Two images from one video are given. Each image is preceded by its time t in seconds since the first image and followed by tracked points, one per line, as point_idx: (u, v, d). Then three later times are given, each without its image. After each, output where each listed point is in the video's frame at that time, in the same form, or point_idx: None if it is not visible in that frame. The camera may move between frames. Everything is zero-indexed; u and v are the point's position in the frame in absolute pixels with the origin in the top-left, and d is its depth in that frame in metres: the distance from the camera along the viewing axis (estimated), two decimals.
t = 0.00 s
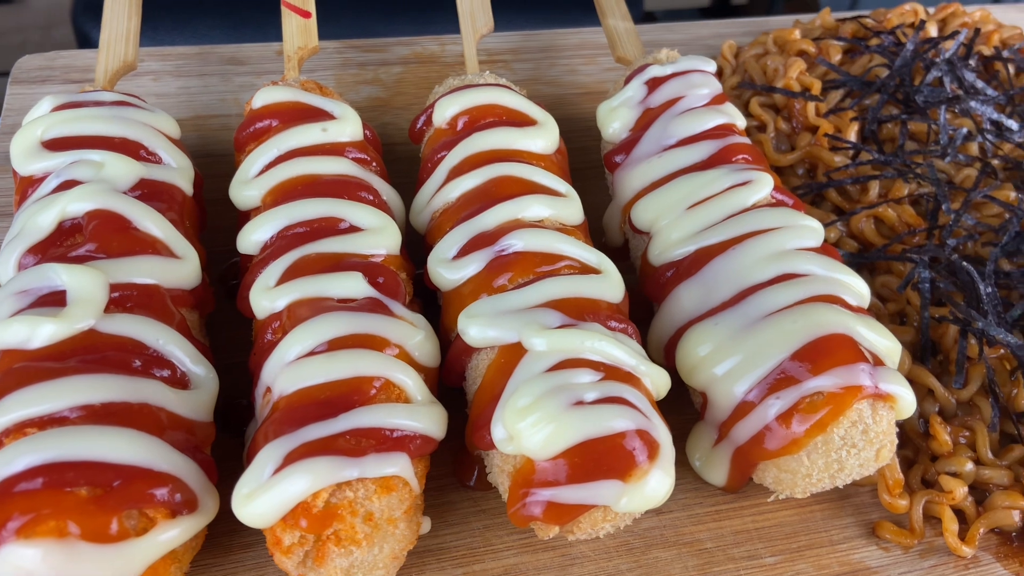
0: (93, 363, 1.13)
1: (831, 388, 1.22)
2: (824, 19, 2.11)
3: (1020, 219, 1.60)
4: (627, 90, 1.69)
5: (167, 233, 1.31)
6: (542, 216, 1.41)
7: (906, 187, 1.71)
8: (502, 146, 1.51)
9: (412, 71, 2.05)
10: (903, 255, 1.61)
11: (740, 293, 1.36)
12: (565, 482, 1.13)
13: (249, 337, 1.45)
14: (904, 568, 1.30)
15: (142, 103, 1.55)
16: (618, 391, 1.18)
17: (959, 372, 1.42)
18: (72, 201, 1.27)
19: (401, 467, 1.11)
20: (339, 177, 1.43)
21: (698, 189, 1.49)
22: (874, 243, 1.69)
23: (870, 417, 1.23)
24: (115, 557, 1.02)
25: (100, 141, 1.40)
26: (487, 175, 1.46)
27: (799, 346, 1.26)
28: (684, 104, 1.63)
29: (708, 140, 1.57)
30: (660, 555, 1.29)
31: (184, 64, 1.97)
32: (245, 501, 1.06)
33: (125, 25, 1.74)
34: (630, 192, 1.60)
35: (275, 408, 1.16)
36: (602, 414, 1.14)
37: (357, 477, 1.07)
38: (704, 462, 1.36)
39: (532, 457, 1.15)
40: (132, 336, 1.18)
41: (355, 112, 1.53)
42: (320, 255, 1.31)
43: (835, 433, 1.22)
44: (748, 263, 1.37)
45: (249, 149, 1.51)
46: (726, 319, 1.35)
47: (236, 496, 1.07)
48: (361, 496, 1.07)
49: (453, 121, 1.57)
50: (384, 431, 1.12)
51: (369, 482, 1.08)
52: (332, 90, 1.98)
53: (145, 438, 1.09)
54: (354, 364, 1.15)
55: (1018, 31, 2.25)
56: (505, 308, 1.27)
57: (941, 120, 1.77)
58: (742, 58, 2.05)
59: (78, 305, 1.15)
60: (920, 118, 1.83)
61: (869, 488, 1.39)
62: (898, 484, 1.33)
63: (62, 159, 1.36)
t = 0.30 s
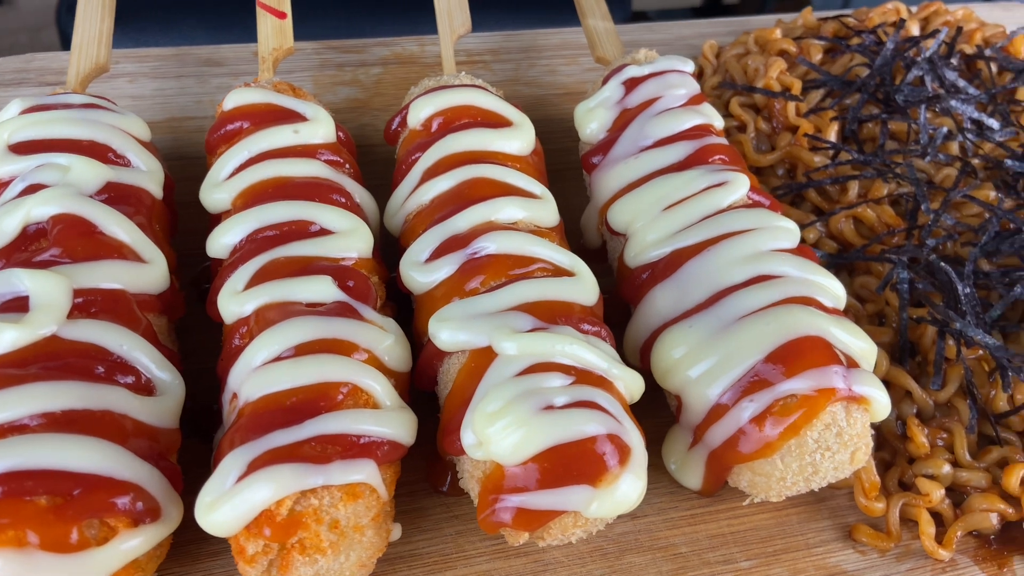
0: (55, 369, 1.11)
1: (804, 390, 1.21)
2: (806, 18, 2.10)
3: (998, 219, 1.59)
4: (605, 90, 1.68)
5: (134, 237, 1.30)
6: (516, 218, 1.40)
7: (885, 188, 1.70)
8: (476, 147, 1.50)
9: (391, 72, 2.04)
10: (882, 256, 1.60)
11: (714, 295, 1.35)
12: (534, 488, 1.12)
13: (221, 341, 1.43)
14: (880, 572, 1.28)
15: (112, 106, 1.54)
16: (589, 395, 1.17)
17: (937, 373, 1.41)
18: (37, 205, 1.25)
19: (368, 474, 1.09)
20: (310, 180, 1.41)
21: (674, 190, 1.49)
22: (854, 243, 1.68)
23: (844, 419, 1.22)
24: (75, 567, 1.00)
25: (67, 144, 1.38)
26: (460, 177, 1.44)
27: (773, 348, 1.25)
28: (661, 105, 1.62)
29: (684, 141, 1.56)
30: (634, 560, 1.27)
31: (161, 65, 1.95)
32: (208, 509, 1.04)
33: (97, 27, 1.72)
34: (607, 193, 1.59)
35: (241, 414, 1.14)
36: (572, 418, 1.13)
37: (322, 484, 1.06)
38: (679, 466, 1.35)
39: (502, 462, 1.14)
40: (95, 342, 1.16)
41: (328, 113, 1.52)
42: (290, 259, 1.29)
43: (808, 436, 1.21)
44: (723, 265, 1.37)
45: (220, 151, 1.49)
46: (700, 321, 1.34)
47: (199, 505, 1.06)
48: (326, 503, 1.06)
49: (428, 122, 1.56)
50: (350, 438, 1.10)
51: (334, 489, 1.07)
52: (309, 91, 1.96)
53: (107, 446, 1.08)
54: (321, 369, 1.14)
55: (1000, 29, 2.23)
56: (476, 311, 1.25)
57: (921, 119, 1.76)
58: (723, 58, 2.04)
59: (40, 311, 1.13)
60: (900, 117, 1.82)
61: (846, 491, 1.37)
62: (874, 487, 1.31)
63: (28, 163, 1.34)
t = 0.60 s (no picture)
0: (12, 387, 1.09)
1: (770, 402, 1.20)
2: (782, 24, 2.10)
3: (971, 226, 1.58)
4: (577, 98, 1.67)
5: (97, 250, 1.29)
6: (484, 228, 1.39)
7: (858, 195, 1.70)
8: (445, 157, 1.49)
9: (366, 79, 2.03)
10: (854, 264, 1.60)
11: (683, 305, 1.35)
12: (497, 504, 1.11)
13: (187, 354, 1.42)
14: None
15: (79, 118, 1.53)
16: (553, 408, 1.16)
17: (907, 383, 1.41)
18: None
19: (328, 491, 1.08)
20: (276, 191, 1.40)
21: (644, 199, 1.48)
22: (827, 250, 1.67)
23: (811, 430, 1.21)
24: None
25: (31, 157, 1.38)
26: (428, 187, 1.43)
27: (740, 359, 1.24)
28: (632, 113, 1.62)
29: (655, 149, 1.55)
30: (602, 573, 1.27)
31: (133, 74, 1.93)
32: (165, 527, 1.03)
33: (66, 36, 1.71)
34: (579, 202, 1.58)
35: (201, 430, 1.13)
36: (535, 433, 1.12)
37: (280, 502, 1.04)
38: (649, 478, 1.34)
39: (464, 477, 1.13)
40: (55, 358, 1.15)
41: (296, 123, 1.51)
42: (253, 271, 1.28)
43: (775, 447, 1.21)
44: (692, 275, 1.36)
45: (187, 162, 1.48)
46: (668, 332, 1.33)
47: (157, 523, 1.05)
48: (285, 521, 1.05)
49: (397, 132, 1.55)
50: (311, 454, 1.09)
51: (294, 507, 1.06)
52: (283, 98, 1.94)
53: (64, 464, 1.06)
54: (281, 385, 1.12)
55: (977, 33, 2.21)
56: (441, 324, 1.24)
57: (894, 125, 1.76)
58: (700, 64, 2.03)
59: None
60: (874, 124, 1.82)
61: (816, 501, 1.37)
62: (843, 498, 1.31)
63: None
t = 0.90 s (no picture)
0: None
1: (744, 407, 1.19)
2: (763, 24, 2.09)
3: (949, 227, 1.57)
4: (553, 100, 1.66)
5: (61, 258, 1.27)
6: (457, 232, 1.37)
7: (836, 196, 1.69)
8: (418, 160, 1.47)
9: (344, 81, 2.00)
10: (832, 265, 1.58)
11: (657, 309, 1.33)
12: (465, 513, 1.09)
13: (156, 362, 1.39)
14: None
15: (46, 123, 1.51)
16: (523, 416, 1.14)
17: (885, 385, 1.39)
18: None
19: (293, 502, 1.06)
20: (245, 196, 1.38)
21: (619, 202, 1.47)
22: (805, 252, 1.66)
23: (785, 435, 1.20)
24: None
25: None
26: (400, 191, 1.41)
27: (713, 363, 1.23)
28: (609, 115, 1.60)
29: (631, 152, 1.54)
30: None
31: (107, 78, 1.91)
32: (126, 540, 1.02)
33: (36, 42, 1.69)
34: (555, 205, 1.57)
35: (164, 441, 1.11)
36: (504, 440, 1.10)
37: (243, 513, 1.03)
38: (624, 484, 1.33)
39: (433, 487, 1.11)
40: (16, 367, 1.13)
41: (266, 127, 1.49)
42: (219, 278, 1.25)
43: (749, 452, 1.20)
44: (666, 279, 1.35)
45: (155, 167, 1.46)
46: (642, 336, 1.32)
47: (118, 536, 1.03)
48: (249, 533, 1.03)
49: (370, 135, 1.53)
50: (275, 464, 1.08)
51: (257, 518, 1.04)
52: (258, 102, 1.92)
53: (23, 477, 1.04)
54: (245, 394, 1.10)
55: (959, 32, 2.19)
56: (410, 330, 1.22)
57: (873, 126, 1.75)
58: (680, 65, 2.02)
59: None
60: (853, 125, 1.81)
61: (793, 506, 1.35)
62: (820, 503, 1.29)
63: None
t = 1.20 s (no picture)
0: None
1: (714, 413, 1.19)
2: (741, 27, 2.09)
3: (924, 229, 1.56)
4: (528, 105, 1.66)
5: (28, 268, 1.26)
6: (429, 239, 1.36)
7: (812, 199, 1.69)
8: (391, 166, 1.46)
9: (321, 87, 1.99)
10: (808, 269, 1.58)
11: (629, 315, 1.33)
12: (432, 523, 1.08)
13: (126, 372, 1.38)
14: None
15: (16, 132, 1.50)
16: (492, 424, 1.13)
17: (858, 389, 1.39)
18: None
19: (258, 514, 1.05)
20: (215, 204, 1.37)
21: (592, 208, 1.46)
22: (781, 256, 1.66)
23: (755, 441, 1.20)
24: None
25: None
26: (372, 198, 1.40)
27: (684, 369, 1.23)
28: (583, 120, 1.60)
29: (605, 157, 1.54)
30: None
31: (81, 85, 1.90)
32: (88, 555, 1.01)
33: (7, 49, 1.68)
34: (529, 210, 1.56)
35: (129, 453, 1.10)
36: (472, 450, 1.09)
37: (206, 527, 1.01)
38: (598, 491, 1.32)
39: (400, 497, 1.10)
40: None
41: (237, 135, 1.48)
42: (187, 288, 1.24)
43: (719, 459, 1.19)
44: (638, 285, 1.35)
45: (125, 175, 1.45)
46: (614, 342, 1.31)
47: (80, 550, 1.02)
48: (212, 546, 1.02)
49: (343, 142, 1.52)
50: (241, 476, 1.07)
51: (221, 531, 1.03)
52: (234, 108, 1.91)
53: None
54: (210, 405, 1.09)
55: (937, 33, 2.17)
56: (379, 338, 1.21)
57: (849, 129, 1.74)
58: (658, 69, 2.02)
59: None
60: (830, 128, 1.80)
61: (768, 511, 1.35)
62: (793, 508, 1.29)
63: None
